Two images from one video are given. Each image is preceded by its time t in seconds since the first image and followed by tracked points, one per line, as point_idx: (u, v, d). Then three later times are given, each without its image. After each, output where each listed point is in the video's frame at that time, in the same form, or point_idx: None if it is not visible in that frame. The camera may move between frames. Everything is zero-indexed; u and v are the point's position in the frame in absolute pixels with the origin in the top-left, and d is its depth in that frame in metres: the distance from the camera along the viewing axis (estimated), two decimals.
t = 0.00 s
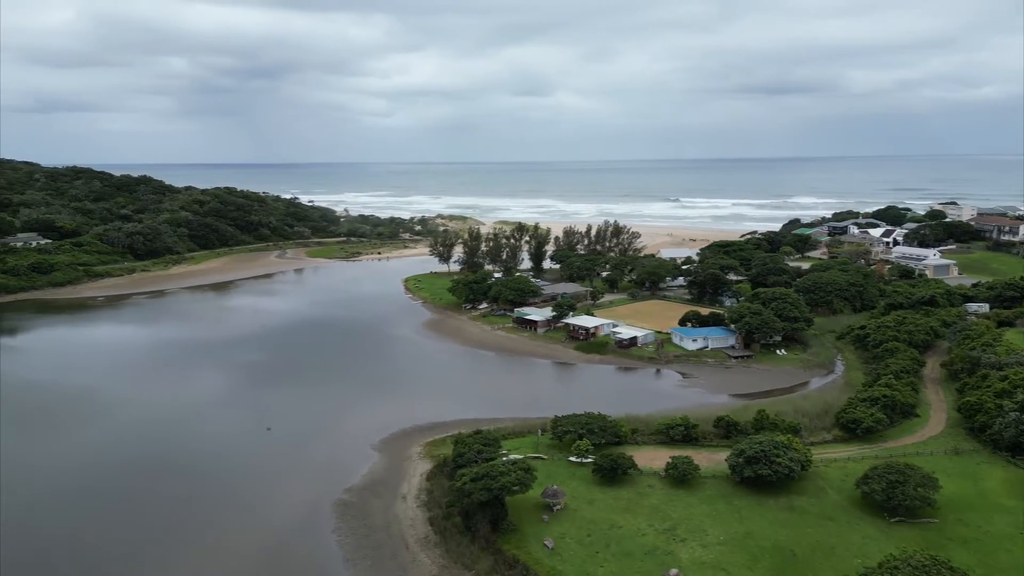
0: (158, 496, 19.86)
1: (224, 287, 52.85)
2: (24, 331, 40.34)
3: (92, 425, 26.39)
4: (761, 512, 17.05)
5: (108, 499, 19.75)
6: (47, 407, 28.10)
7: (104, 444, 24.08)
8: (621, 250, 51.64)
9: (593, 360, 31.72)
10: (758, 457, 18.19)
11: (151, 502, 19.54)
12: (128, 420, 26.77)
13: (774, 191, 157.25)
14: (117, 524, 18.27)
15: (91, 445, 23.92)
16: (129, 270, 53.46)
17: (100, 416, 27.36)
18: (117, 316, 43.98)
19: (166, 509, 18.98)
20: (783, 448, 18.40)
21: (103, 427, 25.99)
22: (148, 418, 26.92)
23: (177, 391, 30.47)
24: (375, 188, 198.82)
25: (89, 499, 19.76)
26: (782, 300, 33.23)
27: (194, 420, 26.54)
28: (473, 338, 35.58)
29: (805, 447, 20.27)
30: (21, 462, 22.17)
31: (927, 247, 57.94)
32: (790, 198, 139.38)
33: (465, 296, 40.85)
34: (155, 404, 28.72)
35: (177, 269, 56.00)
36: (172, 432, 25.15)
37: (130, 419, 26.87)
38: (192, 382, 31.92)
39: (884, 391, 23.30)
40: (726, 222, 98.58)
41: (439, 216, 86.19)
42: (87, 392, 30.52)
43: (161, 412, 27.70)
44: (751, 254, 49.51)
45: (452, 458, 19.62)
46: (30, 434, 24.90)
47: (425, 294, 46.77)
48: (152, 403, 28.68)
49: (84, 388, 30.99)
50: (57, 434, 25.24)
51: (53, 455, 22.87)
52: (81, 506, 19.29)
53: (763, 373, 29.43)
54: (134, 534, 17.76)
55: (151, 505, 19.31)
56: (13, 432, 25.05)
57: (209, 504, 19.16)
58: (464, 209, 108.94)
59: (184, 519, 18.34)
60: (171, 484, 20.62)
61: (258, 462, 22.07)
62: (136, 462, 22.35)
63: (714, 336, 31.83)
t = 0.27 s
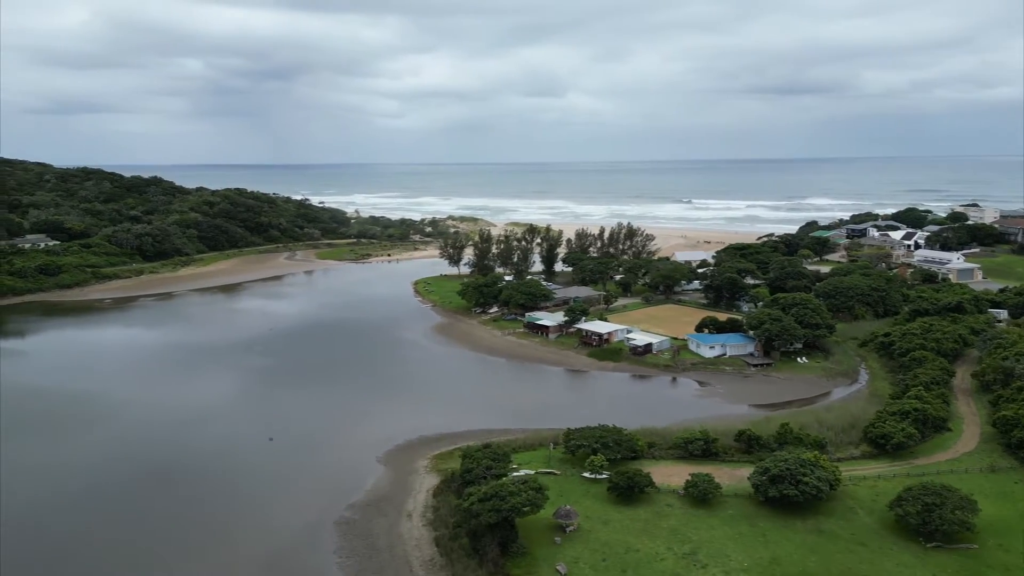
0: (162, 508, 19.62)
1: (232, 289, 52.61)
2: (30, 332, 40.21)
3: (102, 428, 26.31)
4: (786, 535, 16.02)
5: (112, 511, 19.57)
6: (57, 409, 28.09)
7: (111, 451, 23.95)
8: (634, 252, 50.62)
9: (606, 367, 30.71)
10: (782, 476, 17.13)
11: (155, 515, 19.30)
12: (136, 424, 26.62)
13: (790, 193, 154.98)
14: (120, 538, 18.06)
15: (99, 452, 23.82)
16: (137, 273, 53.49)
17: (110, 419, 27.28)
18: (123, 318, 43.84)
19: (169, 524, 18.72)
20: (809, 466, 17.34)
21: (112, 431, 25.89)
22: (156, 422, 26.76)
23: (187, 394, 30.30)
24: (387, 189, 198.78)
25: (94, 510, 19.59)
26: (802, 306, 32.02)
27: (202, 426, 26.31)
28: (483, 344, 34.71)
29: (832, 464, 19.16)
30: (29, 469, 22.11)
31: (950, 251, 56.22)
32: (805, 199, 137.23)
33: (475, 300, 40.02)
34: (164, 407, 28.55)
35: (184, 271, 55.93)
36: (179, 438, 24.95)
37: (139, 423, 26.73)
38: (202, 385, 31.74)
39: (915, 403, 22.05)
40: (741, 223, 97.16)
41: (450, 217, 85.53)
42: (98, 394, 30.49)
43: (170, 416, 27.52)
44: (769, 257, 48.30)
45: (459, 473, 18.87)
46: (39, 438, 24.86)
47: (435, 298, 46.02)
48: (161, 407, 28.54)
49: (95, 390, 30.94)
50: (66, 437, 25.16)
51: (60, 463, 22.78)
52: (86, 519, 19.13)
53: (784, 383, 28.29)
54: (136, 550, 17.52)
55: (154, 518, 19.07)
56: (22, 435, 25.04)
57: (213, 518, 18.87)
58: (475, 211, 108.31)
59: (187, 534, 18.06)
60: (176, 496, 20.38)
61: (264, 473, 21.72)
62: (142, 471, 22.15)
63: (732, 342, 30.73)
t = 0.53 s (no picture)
0: (161, 510, 19.26)
1: (231, 291, 51.93)
2: (25, 335, 39.63)
3: (104, 427, 26.05)
4: (803, 559, 15.05)
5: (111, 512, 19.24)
6: (60, 408, 27.87)
7: (113, 450, 23.67)
8: (640, 255, 49.69)
9: (612, 374, 29.75)
10: (800, 494, 16.15)
11: (153, 517, 18.97)
12: (138, 423, 26.32)
13: (796, 194, 153.56)
14: (117, 541, 17.71)
15: (100, 451, 23.55)
16: (136, 275, 52.91)
17: (112, 418, 27.02)
18: (120, 321, 43.23)
19: (168, 527, 18.34)
20: (828, 485, 16.34)
21: (114, 430, 25.60)
22: (158, 422, 26.47)
23: (191, 394, 29.99)
24: (391, 190, 198.57)
25: (92, 511, 19.27)
26: (815, 311, 30.95)
27: (204, 426, 25.96)
28: (485, 349, 33.86)
29: (851, 481, 18.15)
30: (29, 469, 21.86)
31: (963, 253, 54.98)
32: (811, 200, 135.88)
33: (477, 303, 39.14)
34: (167, 407, 28.25)
35: (183, 273, 55.35)
36: (181, 438, 24.60)
37: (141, 422, 26.44)
38: (205, 385, 31.42)
39: (937, 415, 21.00)
40: (746, 224, 96.12)
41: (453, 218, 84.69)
42: (101, 394, 30.25)
43: (172, 416, 27.20)
44: (777, 260, 47.29)
45: (459, 489, 18.08)
46: (41, 438, 24.64)
47: (436, 301, 45.16)
48: (164, 407, 28.20)
49: (97, 390, 30.69)
50: (69, 436, 24.91)
51: (61, 463, 22.52)
52: (84, 520, 18.81)
53: (797, 392, 27.25)
54: (133, 553, 17.17)
55: (154, 520, 18.72)
56: (24, 434, 24.83)
57: (213, 522, 18.48)
58: (478, 212, 107.59)
59: (185, 539, 17.68)
60: (177, 498, 20.02)
61: (265, 474, 21.31)
62: (143, 471, 21.84)
63: (743, 349, 29.74)
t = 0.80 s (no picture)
0: (157, 512, 18.90)
1: (226, 293, 51.10)
2: (14, 339, 38.83)
3: (105, 426, 25.77)
4: None
5: (109, 513, 18.90)
6: (60, 407, 27.58)
7: (114, 449, 23.36)
8: (642, 257, 48.85)
9: (614, 382, 28.81)
10: (815, 514, 15.25)
11: (149, 519, 18.59)
12: (139, 423, 25.99)
13: (798, 194, 152.64)
14: (114, 544, 17.38)
15: (100, 450, 23.25)
16: (130, 277, 52.09)
17: (113, 417, 26.73)
18: (113, 324, 42.47)
19: (166, 530, 17.98)
20: (846, 504, 15.42)
21: (115, 429, 25.30)
22: (160, 421, 26.16)
23: (192, 394, 29.66)
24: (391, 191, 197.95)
25: (90, 512, 18.94)
26: (824, 316, 30.04)
27: (205, 426, 25.64)
28: (485, 354, 33.01)
29: (868, 498, 17.24)
30: (28, 467, 21.58)
31: (970, 255, 54.05)
32: (814, 201, 134.94)
33: (476, 307, 38.30)
34: (168, 407, 27.93)
35: (178, 275, 54.57)
36: (182, 438, 24.24)
37: (142, 422, 26.12)
38: (206, 386, 31.06)
39: (955, 426, 20.10)
40: (748, 226, 95.25)
41: (452, 219, 83.83)
42: (102, 394, 29.97)
43: (173, 415, 26.87)
44: (782, 263, 46.42)
45: (456, 504, 17.30)
46: (41, 436, 24.38)
47: (435, 304, 44.33)
48: (165, 407, 27.86)
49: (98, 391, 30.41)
50: (67, 435, 24.64)
51: (61, 461, 22.25)
52: (81, 520, 18.49)
53: (806, 400, 26.36)
54: (129, 557, 16.81)
55: (152, 522, 18.37)
56: (24, 433, 24.58)
57: (212, 526, 18.11)
58: (478, 212, 106.83)
59: (183, 543, 17.32)
60: (176, 499, 19.65)
61: (267, 477, 20.91)
62: (140, 472, 21.49)
63: (750, 355, 28.86)
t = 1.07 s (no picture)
0: (156, 515, 18.72)
1: (221, 296, 50.23)
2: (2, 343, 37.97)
3: (108, 425, 25.68)
4: None
5: (108, 516, 18.75)
6: (63, 407, 27.46)
7: (116, 449, 23.23)
8: (644, 260, 47.94)
9: (616, 390, 27.84)
10: (835, 538, 14.29)
11: (148, 523, 18.42)
12: (141, 423, 25.86)
13: (799, 195, 151.65)
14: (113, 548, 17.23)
15: (102, 450, 23.12)
16: (123, 279, 51.19)
17: (116, 417, 26.63)
18: (104, 328, 41.62)
19: (165, 534, 17.82)
20: (867, 528, 14.46)
21: (118, 429, 25.21)
22: (162, 421, 26.01)
23: (196, 394, 29.51)
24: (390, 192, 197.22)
25: (90, 514, 18.81)
26: (834, 322, 29.06)
27: (207, 426, 25.44)
28: (485, 360, 32.10)
29: (889, 519, 16.27)
30: (30, 467, 21.52)
31: (978, 257, 53.06)
32: (816, 202, 134.02)
33: (475, 311, 37.39)
34: (171, 406, 27.77)
35: (172, 277, 53.66)
36: (185, 439, 24.09)
37: (144, 422, 26.03)
38: (209, 386, 30.85)
39: (976, 440, 19.15)
40: (751, 227, 94.31)
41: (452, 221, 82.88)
42: (102, 394, 29.75)
43: (176, 415, 26.71)
44: (788, 266, 45.52)
45: (453, 524, 16.49)
46: (45, 435, 24.35)
47: (433, 308, 43.42)
48: (167, 407, 27.64)
49: (101, 391, 30.29)
50: (68, 434, 24.51)
51: (64, 461, 22.17)
52: (81, 522, 18.37)
53: (818, 410, 25.38)
54: (130, 561, 16.67)
55: (152, 526, 18.22)
56: (27, 432, 24.53)
57: (212, 530, 17.93)
58: (477, 213, 105.99)
59: (181, 548, 17.13)
60: (177, 501, 19.52)
61: (268, 480, 20.69)
62: (141, 473, 21.31)
63: (758, 362, 27.90)
